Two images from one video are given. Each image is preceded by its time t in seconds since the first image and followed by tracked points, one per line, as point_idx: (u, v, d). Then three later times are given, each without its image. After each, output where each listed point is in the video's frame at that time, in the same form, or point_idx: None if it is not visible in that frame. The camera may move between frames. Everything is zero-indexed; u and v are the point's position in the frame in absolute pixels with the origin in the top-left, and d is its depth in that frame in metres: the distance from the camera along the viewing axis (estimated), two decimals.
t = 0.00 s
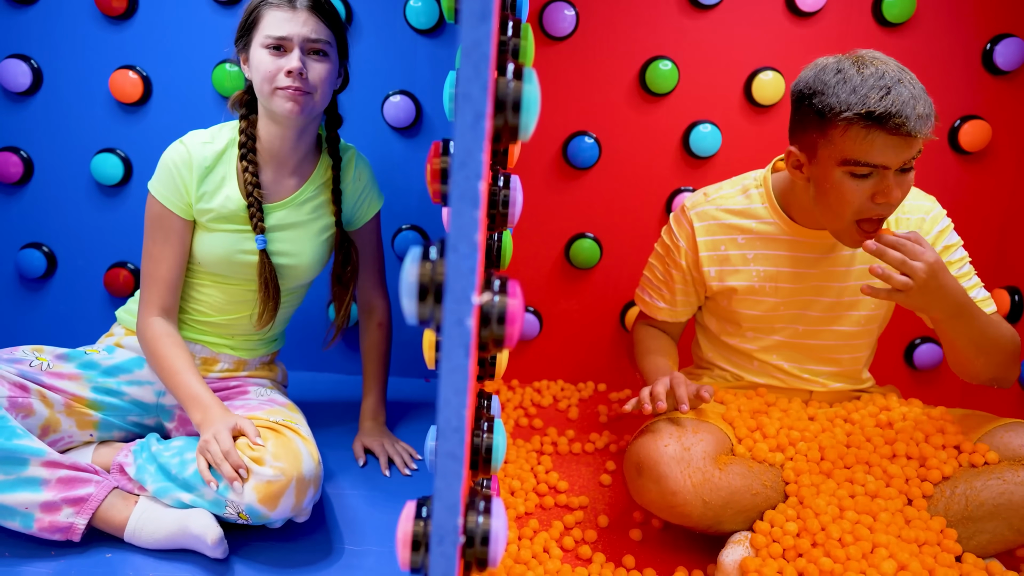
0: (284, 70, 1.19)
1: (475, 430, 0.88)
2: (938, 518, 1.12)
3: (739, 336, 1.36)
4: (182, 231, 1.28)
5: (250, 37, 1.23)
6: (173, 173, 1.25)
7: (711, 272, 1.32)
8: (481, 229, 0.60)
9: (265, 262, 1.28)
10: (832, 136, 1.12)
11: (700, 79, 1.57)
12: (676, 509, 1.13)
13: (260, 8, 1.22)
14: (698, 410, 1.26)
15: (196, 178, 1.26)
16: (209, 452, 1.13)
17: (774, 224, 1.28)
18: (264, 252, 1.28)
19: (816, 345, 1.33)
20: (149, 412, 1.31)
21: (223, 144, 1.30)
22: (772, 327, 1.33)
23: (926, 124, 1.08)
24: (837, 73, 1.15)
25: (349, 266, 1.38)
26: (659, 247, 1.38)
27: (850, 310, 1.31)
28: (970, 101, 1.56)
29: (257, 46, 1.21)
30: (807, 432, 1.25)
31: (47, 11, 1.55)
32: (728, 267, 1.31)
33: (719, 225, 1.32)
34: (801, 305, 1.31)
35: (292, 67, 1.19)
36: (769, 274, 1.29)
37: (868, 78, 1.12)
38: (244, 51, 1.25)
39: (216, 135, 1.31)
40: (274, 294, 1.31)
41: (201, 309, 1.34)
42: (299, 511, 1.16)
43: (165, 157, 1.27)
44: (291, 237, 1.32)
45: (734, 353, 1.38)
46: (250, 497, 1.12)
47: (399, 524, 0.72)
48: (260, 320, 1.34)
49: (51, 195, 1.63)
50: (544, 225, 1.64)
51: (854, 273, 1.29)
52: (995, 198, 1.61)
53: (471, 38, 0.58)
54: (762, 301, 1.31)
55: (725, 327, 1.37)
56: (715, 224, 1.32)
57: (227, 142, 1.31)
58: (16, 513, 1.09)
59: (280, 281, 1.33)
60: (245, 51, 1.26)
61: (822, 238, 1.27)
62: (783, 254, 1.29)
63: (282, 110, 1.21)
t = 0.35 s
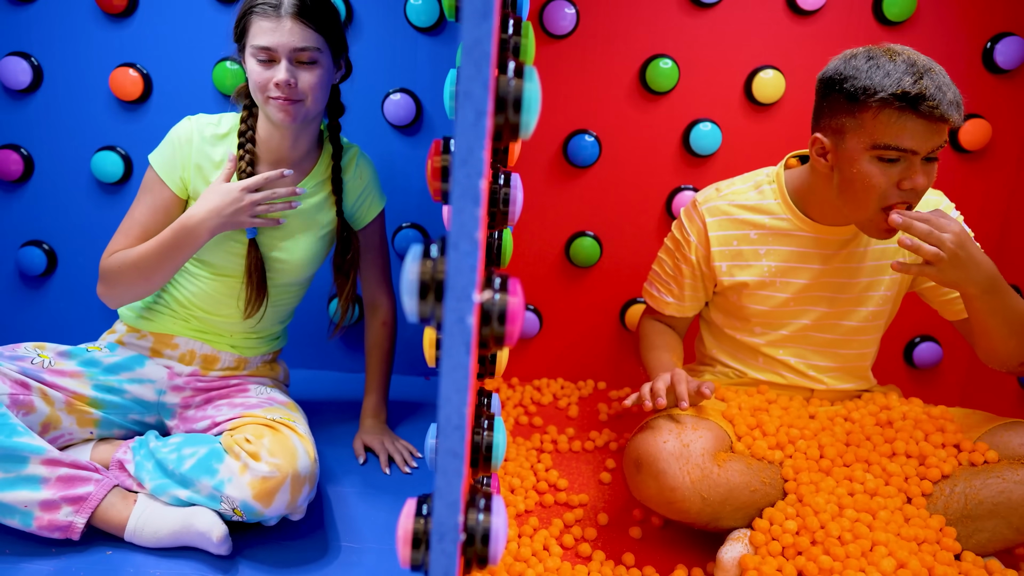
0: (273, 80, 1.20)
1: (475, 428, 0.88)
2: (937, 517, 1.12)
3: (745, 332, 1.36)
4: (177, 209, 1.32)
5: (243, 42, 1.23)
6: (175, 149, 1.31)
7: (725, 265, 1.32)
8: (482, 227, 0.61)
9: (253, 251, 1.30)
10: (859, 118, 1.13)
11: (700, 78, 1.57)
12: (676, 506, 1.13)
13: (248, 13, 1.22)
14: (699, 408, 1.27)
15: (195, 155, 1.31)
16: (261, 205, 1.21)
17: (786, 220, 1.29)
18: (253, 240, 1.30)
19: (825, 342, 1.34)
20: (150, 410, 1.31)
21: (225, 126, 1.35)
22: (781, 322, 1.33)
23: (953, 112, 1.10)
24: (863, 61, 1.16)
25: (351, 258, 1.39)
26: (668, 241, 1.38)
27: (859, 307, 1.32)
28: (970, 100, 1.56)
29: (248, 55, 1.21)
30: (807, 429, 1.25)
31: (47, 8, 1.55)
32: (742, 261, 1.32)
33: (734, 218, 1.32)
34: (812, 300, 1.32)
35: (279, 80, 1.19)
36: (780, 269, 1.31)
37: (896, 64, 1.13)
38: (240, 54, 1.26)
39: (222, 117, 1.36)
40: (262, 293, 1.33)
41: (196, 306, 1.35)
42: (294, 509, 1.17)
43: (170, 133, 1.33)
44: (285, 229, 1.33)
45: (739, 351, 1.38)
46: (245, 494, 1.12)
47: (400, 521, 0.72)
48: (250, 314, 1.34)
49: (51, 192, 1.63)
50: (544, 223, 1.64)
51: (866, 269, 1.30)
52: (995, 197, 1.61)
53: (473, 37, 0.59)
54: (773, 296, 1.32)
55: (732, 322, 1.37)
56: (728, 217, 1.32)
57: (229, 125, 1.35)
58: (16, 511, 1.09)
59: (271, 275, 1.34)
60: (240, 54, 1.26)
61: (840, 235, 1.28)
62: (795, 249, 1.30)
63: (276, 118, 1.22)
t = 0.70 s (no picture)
0: (270, 78, 1.20)
1: (476, 428, 0.88)
2: (936, 516, 1.13)
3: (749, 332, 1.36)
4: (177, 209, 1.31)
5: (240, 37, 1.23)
6: (174, 151, 1.31)
7: (729, 266, 1.32)
8: (483, 229, 0.61)
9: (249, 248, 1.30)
10: (829, 97, 1.16)
11: (699, 77, 1.57)
12: (676, 506, 1.13)
13: (247, 8, 1.21)
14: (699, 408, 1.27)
15: (194, 156, 1.31)
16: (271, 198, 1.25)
17: (794, 223, 1.29)
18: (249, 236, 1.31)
19: (830, 345, 1.34)
20: (149, 410, 1.31)
21: (221, 125, 1.35)
22: (787, 325, 1.33)
23: (921, 83, 1.11)
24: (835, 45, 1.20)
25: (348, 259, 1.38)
26: (675, 239, 1.38)
27: (863, 314, 1.31)
28: (970, 99, 1.56)
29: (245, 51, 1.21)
30: (807, 429, 1.25)
31: (47, 7, 1.54)
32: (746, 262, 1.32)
33: (742, 218, 1.32)
34: (817, 305, 1.31)
35: (276, 77, 1.19)
36: (788, 272, 1.30)
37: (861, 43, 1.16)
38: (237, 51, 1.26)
39: (216, 116, 1.36)
40: (256, 279, 1.31)
41: (196, 304, 1.35)
42: (297, 509, 1.17)
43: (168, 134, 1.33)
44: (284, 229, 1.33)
45: (743, 351, 1.38)
46: (247, 495, 1.12)
47: (400, 522, 0.72)
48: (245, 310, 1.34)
49: (51, 192, 1.63)
50: (544, 223, 1.64)
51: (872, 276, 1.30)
52: (994, 196, 1.61)
53: (473, 37, 0.59)
54: (779, 299, 1.32)
55: (736, 322, 1.37)
56: (735, 217, 1.32)
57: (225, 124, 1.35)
58: (17, 510, 1.09)
59: (269, 274, 1.34)
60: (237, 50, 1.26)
61: (849, 239, 1.28)
62: (803, 252, 1.30)
63: (272, 117, 1.23)
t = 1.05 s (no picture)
0: (269, 75, 1.20)
1: (477, 429, 0.88)
2: (937, 519, 1.12)
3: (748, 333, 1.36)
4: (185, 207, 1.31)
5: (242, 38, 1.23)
6: (182, 150, 1.32)
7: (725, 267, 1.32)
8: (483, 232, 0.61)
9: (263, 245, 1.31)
10: (840, 85, 1.16)
11: (700, 77, 1.57)
12: (677, 507, 1.13)
13: (248, 8, 1.21)
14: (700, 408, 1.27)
15: (201, 156, 1.31)
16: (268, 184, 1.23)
17: (790, 224, 1.29)
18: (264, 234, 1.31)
19: (827, 347, 1.34)
20: (151, 409, 1.31)
21: (228, 125, 1.35)
22: (784, 326, 1.33)
23: (932, 89, 1.11)
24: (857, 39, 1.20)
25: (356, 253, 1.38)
26: (673, 239, 1.37)
27: (860, 316, 1.31)
28: (971, 100, 1.56)
29: (247, 50, 1.21)
30: (808, 430, 1.25)
31: (48, 7, 1.54)
32: (742, 262, 1.31)
33: (737, 219, 1.32)
34: (814, 308, 1.31)
35: (274, 74, 1.19)
36: (784, 273, 1.30)
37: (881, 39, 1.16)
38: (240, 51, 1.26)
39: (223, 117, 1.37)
40: (271, 280, 1.33)
41: (205, 302, 1.35)
42: (300, 505, 1.17)
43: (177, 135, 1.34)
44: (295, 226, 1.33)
45: (741, 352, 1.38)
46: (251, 491, 1.13)
47: (401, 524, 0.72)
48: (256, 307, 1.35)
49: (52, 192, 1.63)
50: (545, 223, 1.64)
51: (870, 278, 1.29)
52: (995, 198, 1.61)
53: (475, 39, 0.58)
54: (775, 301, 1.31)
55: (734, 322, 1.37)
56: (733, 218, 1.32)
57: (232, 124, 1.35)
58: (19, 509, 1.09)
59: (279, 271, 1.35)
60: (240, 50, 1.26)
61: (845, 240, 1.28)
62: (800, 254, 1.29)
63: (274, 115, 1.23)
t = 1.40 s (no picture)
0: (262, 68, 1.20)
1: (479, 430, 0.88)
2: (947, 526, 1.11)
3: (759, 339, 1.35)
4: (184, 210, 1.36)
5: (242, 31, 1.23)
6: (183, 154, 1.32)
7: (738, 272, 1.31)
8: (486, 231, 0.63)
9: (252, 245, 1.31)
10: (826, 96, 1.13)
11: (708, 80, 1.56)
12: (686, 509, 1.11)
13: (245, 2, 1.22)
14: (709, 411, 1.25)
15: (201, 158, 1.32)
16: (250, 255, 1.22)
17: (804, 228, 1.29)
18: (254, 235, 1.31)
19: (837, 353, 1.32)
20: (159, 411, 1.31)
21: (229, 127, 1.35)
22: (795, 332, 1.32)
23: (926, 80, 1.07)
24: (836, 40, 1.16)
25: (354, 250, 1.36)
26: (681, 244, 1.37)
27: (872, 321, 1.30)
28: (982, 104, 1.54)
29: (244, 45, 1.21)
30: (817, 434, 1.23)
31: (59, 10, 1.55)
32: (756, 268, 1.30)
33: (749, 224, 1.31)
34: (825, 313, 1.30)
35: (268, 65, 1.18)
36: (796, 278, 1.30)
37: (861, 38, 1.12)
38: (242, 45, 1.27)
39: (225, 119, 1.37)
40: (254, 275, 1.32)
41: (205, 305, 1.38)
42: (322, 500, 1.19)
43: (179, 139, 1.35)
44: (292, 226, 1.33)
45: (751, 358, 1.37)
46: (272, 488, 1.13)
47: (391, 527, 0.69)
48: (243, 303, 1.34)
49: (61, 195, 1.64)
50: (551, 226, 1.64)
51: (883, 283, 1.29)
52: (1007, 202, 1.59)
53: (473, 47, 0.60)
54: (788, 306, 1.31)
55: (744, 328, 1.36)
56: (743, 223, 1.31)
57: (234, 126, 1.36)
58: (27, 515, 1.09)
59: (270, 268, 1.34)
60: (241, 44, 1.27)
61: (850, 245, 1.28)
62: (808, 258, 1.30)
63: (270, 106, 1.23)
